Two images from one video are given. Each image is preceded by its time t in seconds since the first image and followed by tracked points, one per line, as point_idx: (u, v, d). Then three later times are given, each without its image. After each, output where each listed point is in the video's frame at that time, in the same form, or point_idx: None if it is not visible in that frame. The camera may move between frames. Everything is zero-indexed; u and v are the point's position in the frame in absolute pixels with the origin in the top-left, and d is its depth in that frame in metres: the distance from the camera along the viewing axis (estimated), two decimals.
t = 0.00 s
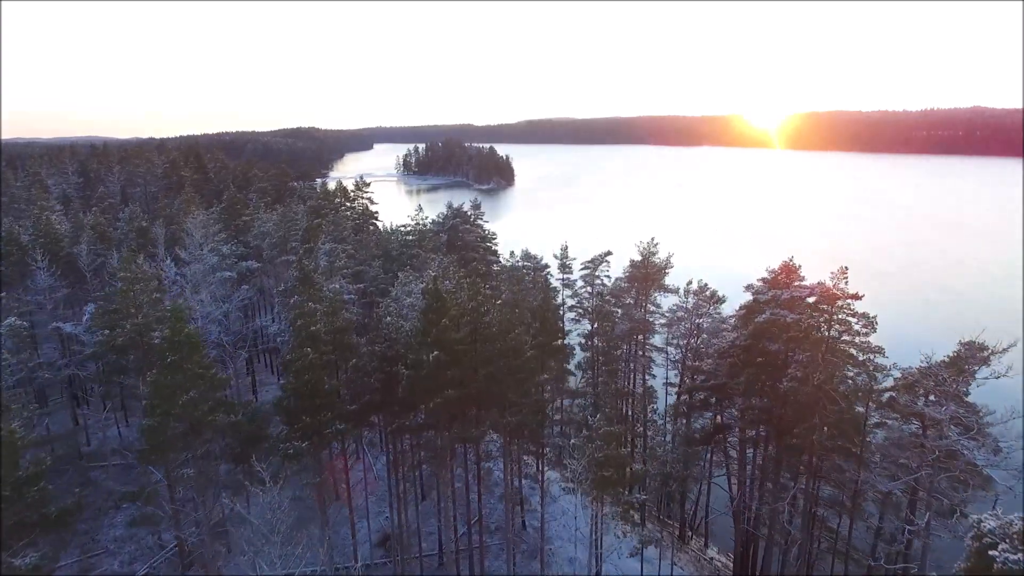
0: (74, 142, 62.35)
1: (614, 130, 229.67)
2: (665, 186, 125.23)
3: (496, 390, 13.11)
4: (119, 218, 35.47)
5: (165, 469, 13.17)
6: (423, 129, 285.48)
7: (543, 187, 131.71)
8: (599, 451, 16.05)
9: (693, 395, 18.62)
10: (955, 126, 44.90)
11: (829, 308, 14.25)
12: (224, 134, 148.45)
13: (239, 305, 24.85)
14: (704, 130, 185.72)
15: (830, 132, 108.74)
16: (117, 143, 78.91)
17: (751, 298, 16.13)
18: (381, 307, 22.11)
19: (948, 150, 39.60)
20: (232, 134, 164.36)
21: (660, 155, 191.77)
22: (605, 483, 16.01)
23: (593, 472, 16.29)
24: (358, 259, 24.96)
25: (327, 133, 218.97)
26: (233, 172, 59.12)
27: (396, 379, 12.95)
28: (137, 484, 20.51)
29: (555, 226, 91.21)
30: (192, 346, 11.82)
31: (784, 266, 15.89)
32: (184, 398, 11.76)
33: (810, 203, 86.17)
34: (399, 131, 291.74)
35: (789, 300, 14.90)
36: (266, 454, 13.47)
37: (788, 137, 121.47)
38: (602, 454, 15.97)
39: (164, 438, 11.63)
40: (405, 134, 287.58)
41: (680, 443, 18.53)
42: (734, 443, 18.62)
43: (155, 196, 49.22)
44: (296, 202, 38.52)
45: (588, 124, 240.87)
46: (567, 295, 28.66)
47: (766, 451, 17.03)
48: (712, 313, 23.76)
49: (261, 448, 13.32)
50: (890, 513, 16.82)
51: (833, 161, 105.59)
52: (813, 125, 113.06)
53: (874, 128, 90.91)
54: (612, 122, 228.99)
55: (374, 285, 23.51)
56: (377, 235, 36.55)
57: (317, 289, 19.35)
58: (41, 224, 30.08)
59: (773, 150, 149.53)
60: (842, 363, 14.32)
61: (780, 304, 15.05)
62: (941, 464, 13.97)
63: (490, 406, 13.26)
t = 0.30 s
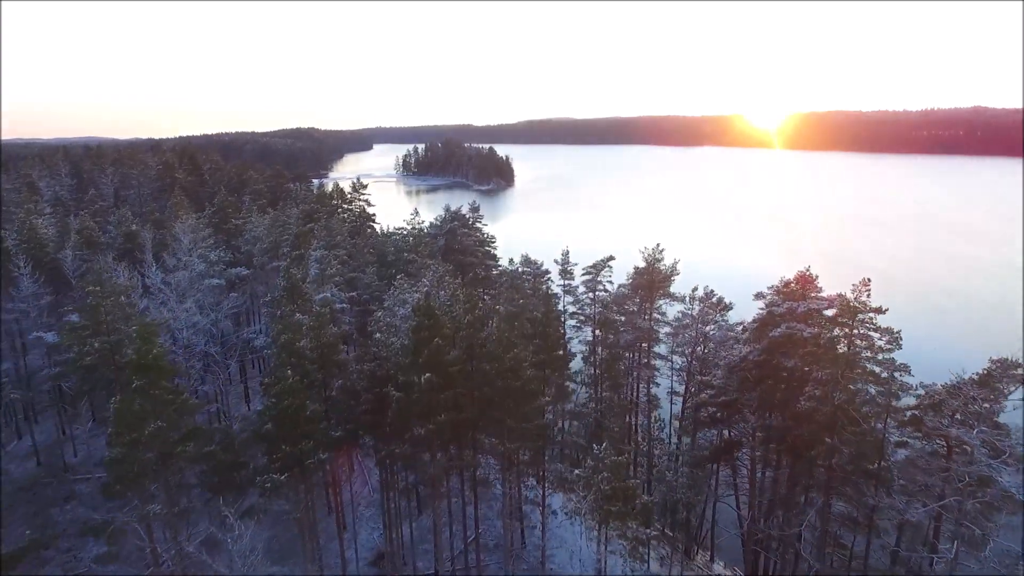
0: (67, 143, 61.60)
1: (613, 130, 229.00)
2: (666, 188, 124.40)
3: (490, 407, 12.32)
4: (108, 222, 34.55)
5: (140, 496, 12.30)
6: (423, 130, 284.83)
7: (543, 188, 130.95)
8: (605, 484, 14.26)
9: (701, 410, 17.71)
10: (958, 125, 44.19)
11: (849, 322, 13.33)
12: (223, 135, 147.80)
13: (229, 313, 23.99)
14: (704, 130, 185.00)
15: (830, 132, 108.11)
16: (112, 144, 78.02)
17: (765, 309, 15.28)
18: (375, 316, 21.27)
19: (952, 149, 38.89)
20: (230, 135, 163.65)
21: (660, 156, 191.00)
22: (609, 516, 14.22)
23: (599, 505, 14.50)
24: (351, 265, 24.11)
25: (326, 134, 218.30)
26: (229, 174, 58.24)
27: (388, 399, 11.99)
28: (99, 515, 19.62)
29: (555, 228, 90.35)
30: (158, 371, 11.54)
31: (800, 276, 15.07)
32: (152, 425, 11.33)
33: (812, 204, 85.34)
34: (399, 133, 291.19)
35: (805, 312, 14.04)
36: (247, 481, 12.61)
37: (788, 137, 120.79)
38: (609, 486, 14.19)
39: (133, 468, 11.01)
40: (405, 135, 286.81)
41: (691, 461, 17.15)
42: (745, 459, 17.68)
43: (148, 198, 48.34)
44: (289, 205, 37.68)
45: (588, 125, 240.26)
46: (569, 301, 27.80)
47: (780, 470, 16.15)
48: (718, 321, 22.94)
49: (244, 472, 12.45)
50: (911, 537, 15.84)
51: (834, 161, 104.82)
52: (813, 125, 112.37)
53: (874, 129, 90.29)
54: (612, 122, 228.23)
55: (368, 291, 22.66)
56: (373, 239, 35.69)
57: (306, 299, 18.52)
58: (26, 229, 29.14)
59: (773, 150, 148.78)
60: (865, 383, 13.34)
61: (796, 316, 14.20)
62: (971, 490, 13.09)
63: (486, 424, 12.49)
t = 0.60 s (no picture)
0: (60, 143, 60.84)
1: (613, 130, 227.99)
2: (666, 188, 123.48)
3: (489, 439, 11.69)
4: (95, 226, 33.64)
5: (108, 527, 11.46)
6: (423, 130, 283.79)
7: (542, 188, 130.08)
8: (610, 522, 11.80)
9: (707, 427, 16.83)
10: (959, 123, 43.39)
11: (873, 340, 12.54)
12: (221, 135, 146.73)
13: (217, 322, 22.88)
14: (705, 130, 184.16)
15: (831, 131, 107.29)
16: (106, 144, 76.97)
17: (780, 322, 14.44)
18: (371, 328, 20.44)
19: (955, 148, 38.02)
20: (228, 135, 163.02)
21: (660, 155, 190.03)
22: (615, 558, 11.55)
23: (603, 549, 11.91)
24: (344, 271, 23.22)
25: (325, 134, 217.22)
26: (222, 175, 57.29)
27: (374, 425, 11.11)
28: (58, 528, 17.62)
29: (555, 228, 89.43)
30: (118, 402, 11.22)
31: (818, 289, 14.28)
32: (110, 461, 10.65)
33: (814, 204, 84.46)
34: (399, 133, 290.18)
35: (824, 328, 13.24)
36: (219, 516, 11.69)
37: (789, 136, 119.95)
38: (616, 526, 11.59)
39: (92, 504, 10.46)
40: (405, 134, 285.95)
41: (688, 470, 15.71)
42: (755, 478, 16.83)
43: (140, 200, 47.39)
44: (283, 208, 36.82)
45: (587, 125, 239.34)
46: (570, 308, 26.95)
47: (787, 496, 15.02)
48: (724, 329, 22.09)
49: (220, 501, 11.43)
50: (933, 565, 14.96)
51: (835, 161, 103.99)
52: (813, 124, 111.54)
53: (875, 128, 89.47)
54: (612, 121, 227.24)
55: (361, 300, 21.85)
56: (368, 243, 34.81)
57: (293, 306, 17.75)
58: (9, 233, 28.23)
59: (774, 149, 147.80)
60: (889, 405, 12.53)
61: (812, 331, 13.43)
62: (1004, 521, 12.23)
63: (484, 454, 11.83)
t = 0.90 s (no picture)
0: (52, 145, 59.90)
1: (614, 130, 226.98)
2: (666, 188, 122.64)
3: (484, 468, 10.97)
4: (81, 229, 32.69)
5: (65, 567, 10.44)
6: (422, 130, 282.83)
7: (542, 188, 129.16)
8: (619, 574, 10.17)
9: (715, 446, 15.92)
10: (965, 122, 42.29)
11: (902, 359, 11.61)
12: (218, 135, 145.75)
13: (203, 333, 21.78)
14: (704, 130, 183.43)
15: (832, 131, 106.58)
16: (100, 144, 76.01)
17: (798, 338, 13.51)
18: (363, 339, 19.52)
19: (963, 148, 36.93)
20: (228, 135, 162.54)
21: (660, 156, 188.95)
22: None
23: None
24: (335, 279, 22.31)
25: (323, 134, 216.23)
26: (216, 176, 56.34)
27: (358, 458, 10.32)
28: None
29: (554, 229, 88.54)
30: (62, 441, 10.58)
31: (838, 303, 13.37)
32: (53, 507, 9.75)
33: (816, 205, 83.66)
34: (398, 133, 289.21)
35: (846, 345, 12.33)
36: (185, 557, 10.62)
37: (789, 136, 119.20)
38: None
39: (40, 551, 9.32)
40: (405, 135, 285.15)
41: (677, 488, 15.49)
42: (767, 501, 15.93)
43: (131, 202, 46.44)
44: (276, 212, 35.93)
45: (587, 125, 238.60)
46: (571, 315, 26.08)
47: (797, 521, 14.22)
48: (732, 339, 21.17)
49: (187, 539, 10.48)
50: None
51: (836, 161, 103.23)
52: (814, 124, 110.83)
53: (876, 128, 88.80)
54: (612, 122, 226.26)
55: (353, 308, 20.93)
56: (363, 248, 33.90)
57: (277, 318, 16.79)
58: None
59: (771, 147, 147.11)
60: (917, 430, 11.64)
61: (834, 348, 12.48)
62: None
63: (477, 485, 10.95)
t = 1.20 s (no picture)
0: (46, 146, 59.04)
1: (614, 130, 225.88)
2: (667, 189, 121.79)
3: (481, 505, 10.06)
4: (68, 234, 31.96)
5: None
6: (422, 130, 281.80)
7: (541, 189, 128.26)
8: None
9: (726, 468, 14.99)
10: (970, 121, 41.21)
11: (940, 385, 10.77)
12: (216, 137, 144.89)
13: (187, 345, 20.80)
14: (705, 130, 182.64)
15: (832, 131, 105.91)
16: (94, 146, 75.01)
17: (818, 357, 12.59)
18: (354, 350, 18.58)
19: (970, 148, 35.85)
20: (227, 136, 161.83)
21: (660, 155, 187.85)
22: None
23: None
24: (327, 287, 21.40)
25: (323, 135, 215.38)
26: (211, 178, 55.47)
27: (338, 495, 9.66)
28: None
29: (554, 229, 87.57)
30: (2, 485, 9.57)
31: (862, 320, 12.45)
32: None
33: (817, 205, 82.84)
34: (397, 134, 288.78)
35: (874, 367, 11.42)
36: None
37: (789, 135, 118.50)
38: None
39: None
40: (405, 135, 284.45)
41: (683, 514, 14.66)
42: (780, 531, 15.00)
43: (123, 204, 45.59)
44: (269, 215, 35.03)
45: (587, 125, 237.78)
46: (573, 324, 25.18)
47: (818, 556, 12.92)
48: (741, 348, 20.24)
49: None
50: None
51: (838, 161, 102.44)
52: (814, 124, 109.99)
53: (877, 127, 88.07)
54: (612, 122, 225.51)
55: (344, 317, 19.99)
56: (357, 253, 33.02)
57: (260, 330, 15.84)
58: None
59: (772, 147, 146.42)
60: (951, 461, 10.66)
61: (861, 370, 11.54)
62: None
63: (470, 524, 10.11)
